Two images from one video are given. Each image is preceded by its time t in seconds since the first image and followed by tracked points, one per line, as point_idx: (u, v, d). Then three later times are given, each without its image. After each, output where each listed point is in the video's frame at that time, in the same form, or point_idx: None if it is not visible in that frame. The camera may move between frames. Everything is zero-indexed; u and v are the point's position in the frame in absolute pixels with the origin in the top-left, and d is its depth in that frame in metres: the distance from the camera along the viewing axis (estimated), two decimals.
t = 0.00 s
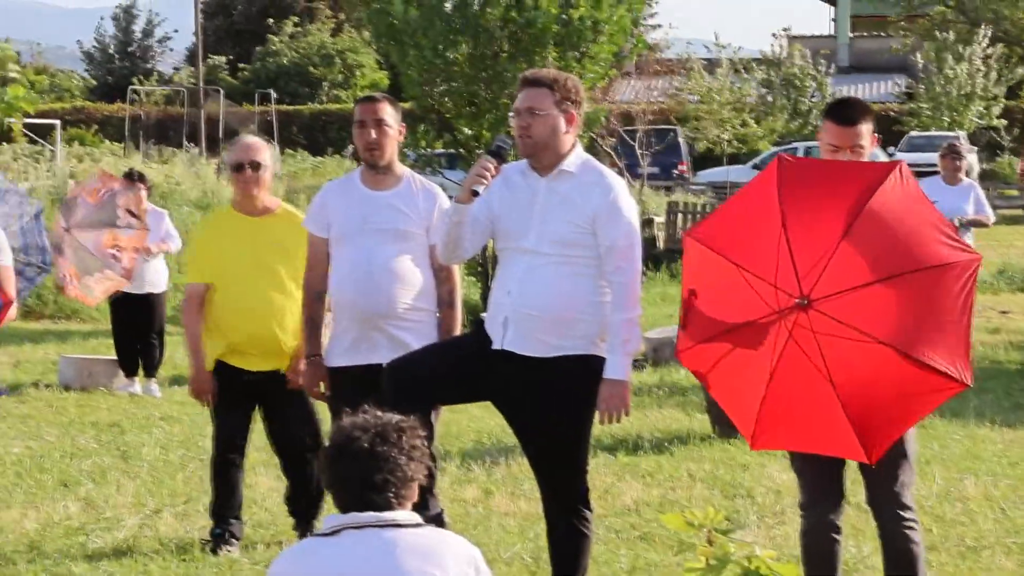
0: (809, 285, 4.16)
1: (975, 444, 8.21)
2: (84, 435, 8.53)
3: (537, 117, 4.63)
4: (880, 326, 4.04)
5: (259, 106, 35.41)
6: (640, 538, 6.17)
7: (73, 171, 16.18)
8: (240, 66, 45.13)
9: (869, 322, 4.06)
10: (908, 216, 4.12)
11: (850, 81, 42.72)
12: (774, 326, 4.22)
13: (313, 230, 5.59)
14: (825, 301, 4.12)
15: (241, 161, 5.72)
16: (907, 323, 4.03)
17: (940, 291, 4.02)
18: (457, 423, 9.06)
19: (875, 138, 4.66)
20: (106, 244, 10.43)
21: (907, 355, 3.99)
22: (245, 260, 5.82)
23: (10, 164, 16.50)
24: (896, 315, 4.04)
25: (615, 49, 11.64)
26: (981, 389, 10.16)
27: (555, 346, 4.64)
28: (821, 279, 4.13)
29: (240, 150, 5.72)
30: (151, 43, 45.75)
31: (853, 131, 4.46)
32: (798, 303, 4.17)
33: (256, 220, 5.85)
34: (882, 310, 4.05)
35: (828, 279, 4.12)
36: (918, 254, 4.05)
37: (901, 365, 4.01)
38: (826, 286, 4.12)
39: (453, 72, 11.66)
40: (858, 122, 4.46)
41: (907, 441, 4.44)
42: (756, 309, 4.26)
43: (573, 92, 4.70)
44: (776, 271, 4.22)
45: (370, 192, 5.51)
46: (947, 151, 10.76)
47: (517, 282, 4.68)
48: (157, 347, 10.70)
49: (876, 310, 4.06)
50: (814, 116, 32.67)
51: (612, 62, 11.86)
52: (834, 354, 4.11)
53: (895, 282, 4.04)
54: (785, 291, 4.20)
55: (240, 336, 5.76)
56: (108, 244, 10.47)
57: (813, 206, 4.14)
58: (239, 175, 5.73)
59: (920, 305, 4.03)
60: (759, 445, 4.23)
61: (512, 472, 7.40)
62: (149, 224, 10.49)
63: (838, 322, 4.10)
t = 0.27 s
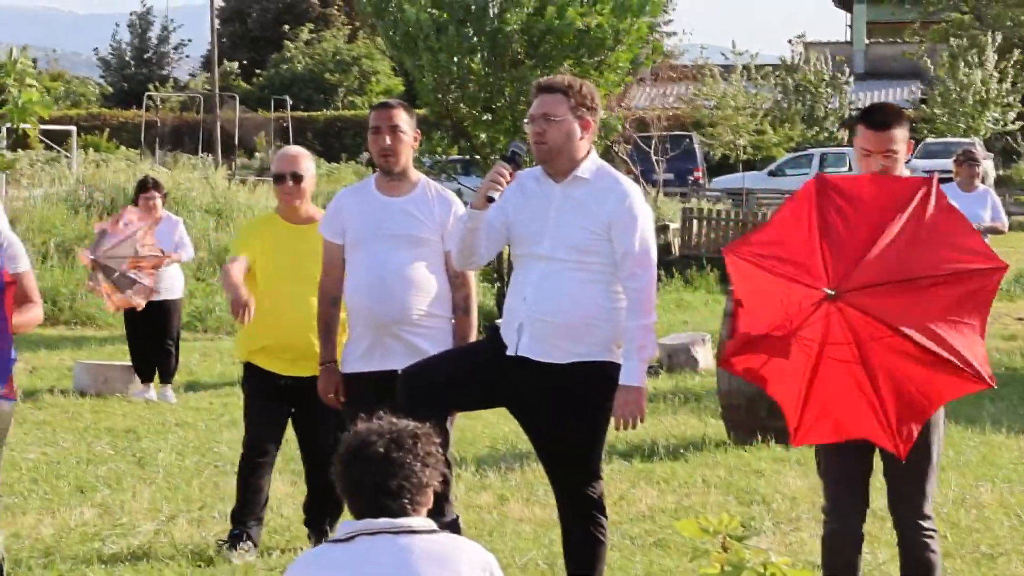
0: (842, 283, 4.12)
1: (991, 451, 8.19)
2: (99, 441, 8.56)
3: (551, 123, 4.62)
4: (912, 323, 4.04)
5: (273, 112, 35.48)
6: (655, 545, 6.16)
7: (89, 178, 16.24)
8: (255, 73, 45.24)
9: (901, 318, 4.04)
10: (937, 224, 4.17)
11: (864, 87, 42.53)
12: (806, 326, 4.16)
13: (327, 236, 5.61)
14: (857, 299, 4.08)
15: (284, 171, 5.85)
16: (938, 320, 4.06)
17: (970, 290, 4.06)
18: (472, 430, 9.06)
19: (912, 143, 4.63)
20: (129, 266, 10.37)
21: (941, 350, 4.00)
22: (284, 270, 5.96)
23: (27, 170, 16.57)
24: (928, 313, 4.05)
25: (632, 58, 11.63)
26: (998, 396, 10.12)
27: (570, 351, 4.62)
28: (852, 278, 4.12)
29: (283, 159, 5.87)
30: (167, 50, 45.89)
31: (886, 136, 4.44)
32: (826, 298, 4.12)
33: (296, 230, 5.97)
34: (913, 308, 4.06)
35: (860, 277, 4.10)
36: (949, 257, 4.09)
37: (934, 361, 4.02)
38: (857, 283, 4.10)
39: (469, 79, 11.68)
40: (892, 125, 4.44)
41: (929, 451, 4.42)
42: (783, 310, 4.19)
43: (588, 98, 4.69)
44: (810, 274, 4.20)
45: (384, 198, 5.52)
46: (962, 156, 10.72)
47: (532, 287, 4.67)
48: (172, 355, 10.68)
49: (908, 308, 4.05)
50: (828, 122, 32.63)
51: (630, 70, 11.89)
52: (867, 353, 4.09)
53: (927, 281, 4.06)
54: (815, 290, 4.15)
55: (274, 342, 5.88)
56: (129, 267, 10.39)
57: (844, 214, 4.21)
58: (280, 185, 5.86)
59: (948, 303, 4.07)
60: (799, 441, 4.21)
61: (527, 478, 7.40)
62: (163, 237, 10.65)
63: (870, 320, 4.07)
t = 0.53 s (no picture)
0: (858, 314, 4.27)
1: (1004, 457, 8.17)
2: (112, 446, 8.58)
3: (563, 128, 4.62)
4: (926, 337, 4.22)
5: (285, 118, 35.55)
6: (667, 550, 6.15)
7: (102, 183, 16.29)
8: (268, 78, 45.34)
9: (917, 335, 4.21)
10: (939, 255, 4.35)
11: (877, 92, 42.41)
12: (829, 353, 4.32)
13: (338, 241, 5.63)
14: (877, 324, 4.21)
15: (310, 173, 5.87)
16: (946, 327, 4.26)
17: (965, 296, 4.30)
18: (485, 435, 9.07)
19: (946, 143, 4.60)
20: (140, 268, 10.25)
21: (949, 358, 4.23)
22: (310, 268, 6.05)
23: (40, 176, 16.63)
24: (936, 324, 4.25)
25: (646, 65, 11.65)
26: (1012, 402, 10.10)
27: (581, 357, 4.61)
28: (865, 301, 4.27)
29: (309, 162, 5.87)
30: (179, 55, 45.98)
31: (919, 135, 4.42)
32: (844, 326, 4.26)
33: (320, 230, 6.06)
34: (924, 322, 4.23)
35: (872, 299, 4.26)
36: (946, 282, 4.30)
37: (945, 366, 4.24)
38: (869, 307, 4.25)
39: (482, 86, 11.70)
40: (923, 125, 4.42)
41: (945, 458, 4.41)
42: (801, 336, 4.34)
43: (599, 103, 4.68)
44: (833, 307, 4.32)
45: (395, 202, 5.52)
46: (974, 162, 10.75)
47: (543, 293, 4.68)
48: (185, 360, 10.71)
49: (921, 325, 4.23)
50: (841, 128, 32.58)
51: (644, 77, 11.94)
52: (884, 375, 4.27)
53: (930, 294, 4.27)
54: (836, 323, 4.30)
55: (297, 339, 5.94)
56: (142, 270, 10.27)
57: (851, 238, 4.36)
58: (307, 188, 5.90)
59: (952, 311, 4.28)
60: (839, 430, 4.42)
61: (539, 483, 7.40)
62: (172, 241, 10.66)
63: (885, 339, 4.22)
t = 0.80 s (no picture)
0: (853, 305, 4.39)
1: (1015, 461, 8.14)
2: (122, 450, 8.58)
3: (571, 132, 4.61)
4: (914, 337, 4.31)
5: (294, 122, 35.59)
6: (676, 555, 6.13)
7: (112, 187, 16.32)
8: (278, 83, 45.40)
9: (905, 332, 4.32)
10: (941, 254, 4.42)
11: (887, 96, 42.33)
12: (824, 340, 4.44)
13: (347, 246, 5.63)
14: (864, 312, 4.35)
15: (320, 175, 5.91)
16: (937, 329, 4.33)
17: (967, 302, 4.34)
18: (495, 438, 9.06)
19: (958, 149, 4.62)
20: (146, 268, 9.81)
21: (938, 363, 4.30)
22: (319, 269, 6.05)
23: (51, 180, 16.68)
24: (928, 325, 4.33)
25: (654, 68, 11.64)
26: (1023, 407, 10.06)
27: (589, 360, 4.60)
28: (860, 293, 4.39)
29: (319, 162, 5.93)
30: (189, 59, 46.06)
31: (929, 134, 4.46)
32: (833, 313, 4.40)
33: (331, 232, 6.07)
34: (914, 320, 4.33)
35: (867, 291, 4.36)
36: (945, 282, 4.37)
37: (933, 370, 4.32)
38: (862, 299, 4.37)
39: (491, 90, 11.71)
40: (934, 124, 4.47)
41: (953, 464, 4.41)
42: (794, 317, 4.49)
43: (607, 107, 4.67)
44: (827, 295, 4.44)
45: (404, 206, 5.52)
46: (983, 166, 10.74)
47: (550, 297, 4.66)
48: (196, 364, 10.75)
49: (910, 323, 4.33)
50: (851, 132, 32.52)
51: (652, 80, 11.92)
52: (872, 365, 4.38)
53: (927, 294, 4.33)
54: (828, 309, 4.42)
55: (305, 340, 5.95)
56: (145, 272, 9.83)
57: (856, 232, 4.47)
58: (316, 188, 5.94)
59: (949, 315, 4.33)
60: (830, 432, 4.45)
61: (549, 487, 7.38)
62: (185, 241, 10.71)
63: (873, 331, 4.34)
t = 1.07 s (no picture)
0: (838, 277, 4.24)
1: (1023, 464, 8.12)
2: (130, 453, 8.59)
3: (577, 136, 4.61)
4: (944, 338, 4.02)
5: (302, 125, 35.62)
6: (685, 557, 6.12)
7: (121, 190, 16.35)
8: (287, 86, 45.47)
9: (931, 329, 4.04)
10: (947, 216, 4.11)
11: (895, 99, 42.26)
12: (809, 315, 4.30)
13: (355, 249, 5.64)
14: (850, 282, 4.20)
15: (311, 179, 5.96)
16: (942, 311, 4.05)
17: (974, 283, 4.01)
18: (502, 441, 9.06)
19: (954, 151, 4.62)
20: (144, 275, 10.11)
21: (936, 347, 4.01)
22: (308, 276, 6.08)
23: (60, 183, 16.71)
24: (927, 308, 4.07)
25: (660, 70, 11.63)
26: None
27: (596, 362, 4.59)
28: (845, 270, 4.23)
29: (310, 167, 5.98)
30: (197, 62, 46.12)
31: (925, 133, 4.46)
32: (827, 293, 4.26)
33: (318, 238, 6.08)
34: (911, 302, 4.10)
35: (852, 268, 4.21)
36: (951, 247, 4.05)
37: (931, 357, 4.03)
38: (855, 278, 4.20)
39: (498, 93, 11.71)
40: (930, 124, 4.46)
41: (959, 467, 4.40)
42: (790, 301, 4.36)
43: (614, 110, 4.66)
44: (811, 267, 4.32)
45: (411, 210, 5.52)
46: (991, 169, 10.72)
47: (557, 300, 4.65)
48: (204, 366, 10.77)
49: (907, 301, 4.10)
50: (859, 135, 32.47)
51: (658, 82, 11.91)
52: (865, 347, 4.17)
53: (928, 274, 4.06)
54: (815, 282, 4.30)
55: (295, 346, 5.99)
56: (143, 276, 10.13)
57: (855, 205, 4.23)
58: (307, 193, 5.97)
59: (953, 297, 4.04)
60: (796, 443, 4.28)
61: (557, 490, 7.38)
62: (193, 243, 10.68)
63: (867, 312, 4.17)
